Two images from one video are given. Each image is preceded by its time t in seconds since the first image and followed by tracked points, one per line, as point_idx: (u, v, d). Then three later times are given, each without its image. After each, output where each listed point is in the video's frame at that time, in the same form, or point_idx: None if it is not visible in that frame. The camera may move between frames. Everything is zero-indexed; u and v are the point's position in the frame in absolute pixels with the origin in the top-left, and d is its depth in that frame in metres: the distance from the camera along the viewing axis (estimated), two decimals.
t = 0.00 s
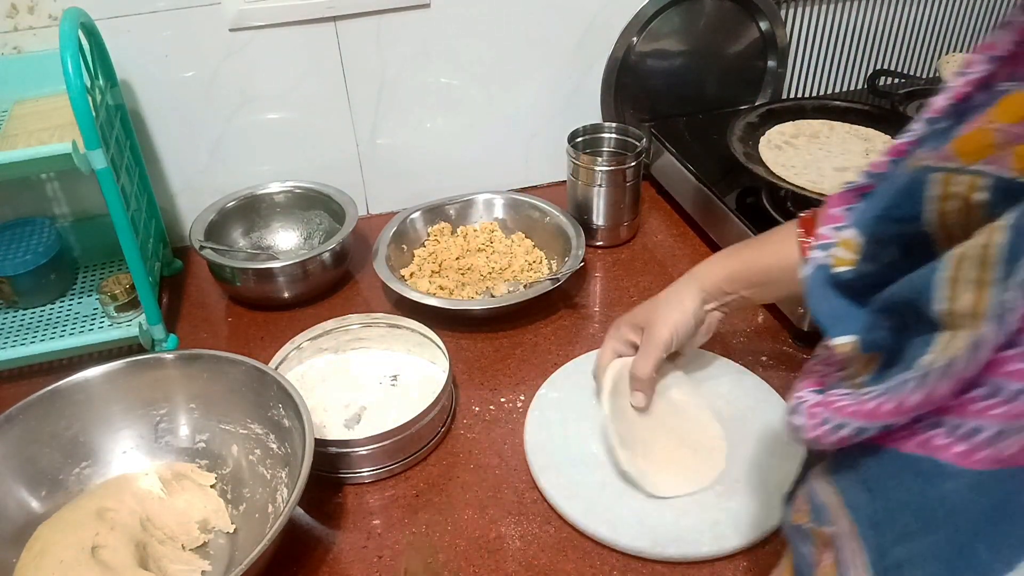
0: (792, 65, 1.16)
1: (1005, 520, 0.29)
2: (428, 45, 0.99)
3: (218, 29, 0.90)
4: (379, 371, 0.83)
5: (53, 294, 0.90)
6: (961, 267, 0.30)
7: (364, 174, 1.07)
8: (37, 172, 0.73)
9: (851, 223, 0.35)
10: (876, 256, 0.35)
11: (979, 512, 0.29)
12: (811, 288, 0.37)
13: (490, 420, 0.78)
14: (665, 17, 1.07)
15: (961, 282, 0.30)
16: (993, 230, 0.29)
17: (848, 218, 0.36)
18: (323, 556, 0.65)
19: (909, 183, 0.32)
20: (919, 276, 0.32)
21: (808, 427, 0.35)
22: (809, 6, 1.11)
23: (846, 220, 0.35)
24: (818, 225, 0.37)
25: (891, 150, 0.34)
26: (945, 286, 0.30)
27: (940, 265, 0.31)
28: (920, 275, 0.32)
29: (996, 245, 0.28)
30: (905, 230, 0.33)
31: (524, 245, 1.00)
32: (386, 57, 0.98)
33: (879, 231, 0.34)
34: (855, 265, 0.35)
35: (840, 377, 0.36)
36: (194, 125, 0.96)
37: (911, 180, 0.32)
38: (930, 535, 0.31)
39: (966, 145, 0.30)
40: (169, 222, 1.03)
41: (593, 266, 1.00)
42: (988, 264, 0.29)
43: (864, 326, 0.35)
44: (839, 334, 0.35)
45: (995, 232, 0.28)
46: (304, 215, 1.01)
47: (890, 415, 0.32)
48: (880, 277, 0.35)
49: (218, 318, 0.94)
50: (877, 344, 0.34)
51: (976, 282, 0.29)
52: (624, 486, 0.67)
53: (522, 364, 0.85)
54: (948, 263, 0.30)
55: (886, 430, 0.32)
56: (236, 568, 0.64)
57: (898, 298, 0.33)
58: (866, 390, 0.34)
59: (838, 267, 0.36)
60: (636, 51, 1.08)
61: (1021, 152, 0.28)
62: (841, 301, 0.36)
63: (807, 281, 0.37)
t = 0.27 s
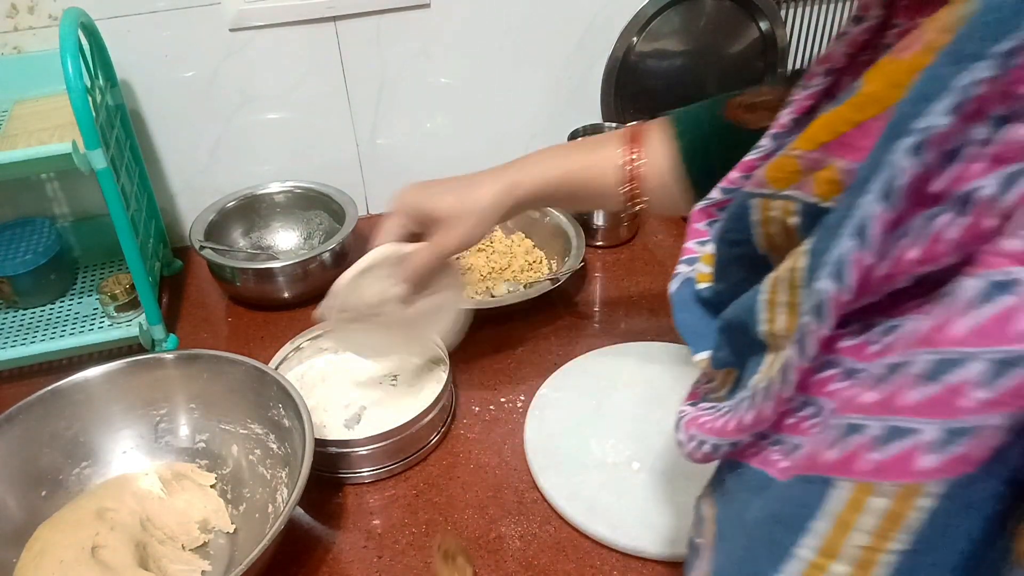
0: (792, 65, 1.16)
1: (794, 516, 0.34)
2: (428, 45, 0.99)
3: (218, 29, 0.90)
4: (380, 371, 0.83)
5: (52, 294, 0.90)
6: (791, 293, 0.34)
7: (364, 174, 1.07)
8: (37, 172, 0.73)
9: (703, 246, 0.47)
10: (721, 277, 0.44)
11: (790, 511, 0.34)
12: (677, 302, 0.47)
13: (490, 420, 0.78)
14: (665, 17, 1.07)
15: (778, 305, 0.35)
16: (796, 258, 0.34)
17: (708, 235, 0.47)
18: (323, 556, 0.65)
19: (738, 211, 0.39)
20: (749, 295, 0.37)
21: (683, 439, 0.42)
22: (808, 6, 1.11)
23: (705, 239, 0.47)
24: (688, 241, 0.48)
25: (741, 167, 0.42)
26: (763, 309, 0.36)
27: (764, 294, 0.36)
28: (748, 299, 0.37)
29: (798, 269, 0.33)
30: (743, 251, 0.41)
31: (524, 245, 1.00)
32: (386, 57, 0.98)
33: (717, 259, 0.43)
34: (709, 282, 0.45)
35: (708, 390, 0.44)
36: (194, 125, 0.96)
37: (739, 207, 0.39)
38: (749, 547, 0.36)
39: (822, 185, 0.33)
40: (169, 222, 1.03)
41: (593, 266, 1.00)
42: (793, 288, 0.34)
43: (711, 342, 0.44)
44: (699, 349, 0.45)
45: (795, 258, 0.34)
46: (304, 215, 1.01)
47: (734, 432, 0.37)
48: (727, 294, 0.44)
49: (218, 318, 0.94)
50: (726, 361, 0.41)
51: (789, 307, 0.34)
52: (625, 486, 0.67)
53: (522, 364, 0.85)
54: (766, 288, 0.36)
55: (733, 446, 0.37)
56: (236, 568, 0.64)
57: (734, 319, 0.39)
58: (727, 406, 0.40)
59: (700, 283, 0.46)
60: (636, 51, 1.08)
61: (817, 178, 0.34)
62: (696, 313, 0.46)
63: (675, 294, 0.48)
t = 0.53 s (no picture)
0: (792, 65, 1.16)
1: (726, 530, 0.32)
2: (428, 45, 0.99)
3: (219, 29, 0.90)
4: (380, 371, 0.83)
5: (53, 294, 0.90)
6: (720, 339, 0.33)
7: (364, 174, 1.07)
8: (37, 172, 0.73)
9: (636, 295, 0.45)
10: (658, 325, 0.41)
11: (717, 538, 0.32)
12: (617, 349, 0.45)
13: (490, 420, 0.78)
14: (665, 17, 1.07)
15: (717, 354, 0.33)
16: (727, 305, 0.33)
17: (641, 281, 0.45)
18: (324, 556, 0.65)
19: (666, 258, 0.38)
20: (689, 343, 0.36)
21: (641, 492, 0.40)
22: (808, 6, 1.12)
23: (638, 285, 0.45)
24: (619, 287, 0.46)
25: (669, 214, 0.42)
26: (705, 357, 0.34)
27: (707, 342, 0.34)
28: (687, 347, 0.36)
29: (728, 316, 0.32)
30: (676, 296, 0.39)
31: (524, 245, 1.00)
32: (386, 57, 0.98)
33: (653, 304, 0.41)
34: (646, 331, 0.42)
35: (657, 436, 0.42)
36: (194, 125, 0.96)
37: (670, 251, 0.38)
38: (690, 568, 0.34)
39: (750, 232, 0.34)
40: (169, 222, 1.03)
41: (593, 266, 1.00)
42: (729, 338, 0.32)
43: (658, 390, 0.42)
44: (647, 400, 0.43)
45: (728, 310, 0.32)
46: (304, 215, 1.01)
47: (689, 482, 0.35)
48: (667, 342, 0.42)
49: (218, 318, 0.94)
50: (673, 410, 0.38)
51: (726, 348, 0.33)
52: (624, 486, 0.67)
53: (522, 364, 0.85)
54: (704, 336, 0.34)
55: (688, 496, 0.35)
56: (236, 568, 0.64)
57: (676, 372, 0.37)
58: (679, 456, 0.38)
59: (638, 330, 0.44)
60: (636, 51, 1.08)
61: (743, 223, 0.33)
62: (636, 362, 0.44)
63: (613, 343, 0.45)
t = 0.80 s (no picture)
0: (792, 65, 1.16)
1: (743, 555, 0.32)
2: (428, 45, 0.99)
3: (218, 29, 0.90)
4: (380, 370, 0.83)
5: (53, 294, 0.90)
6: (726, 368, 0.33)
7: (364, 174, 1.07)
8: (37, 172, 0.73)
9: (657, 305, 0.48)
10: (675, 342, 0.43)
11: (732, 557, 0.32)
12: (638, 359, 0.47)
13: (490, 420, 0.78)
14: (665, 17, 1.07)
15: (726, 378, 0.34)
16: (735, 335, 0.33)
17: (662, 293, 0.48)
18: (323, 556, 0.65)
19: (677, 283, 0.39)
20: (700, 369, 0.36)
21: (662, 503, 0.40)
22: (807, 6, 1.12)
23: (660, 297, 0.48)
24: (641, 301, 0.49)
25: (687, 230, 0.46)
26: (714, 382, 0.35)
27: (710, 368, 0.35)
28: (700, 370, 0.36)
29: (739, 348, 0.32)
30: (689, 318, 0.40)
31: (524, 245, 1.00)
32: (386, 57, 0.98)
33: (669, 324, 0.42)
34: (667, 344, 0.44)
35: (678, 445, 0.42)
36: (194, 125, 0.96)
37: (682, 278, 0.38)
38: None
39: (755, 266, 0.34)
40: (169, 222, 1.03)
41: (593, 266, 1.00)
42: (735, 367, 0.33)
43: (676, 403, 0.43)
44: (667, 412, 0.44)
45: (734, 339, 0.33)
46: (304, 215, 1.01)
47: (705, 498, 0.35)
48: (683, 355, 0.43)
49: (219, 318, 0.94)
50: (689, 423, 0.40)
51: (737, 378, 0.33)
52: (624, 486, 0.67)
53: (522, 364, 0.85)
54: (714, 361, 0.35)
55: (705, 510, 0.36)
56: (236, 568, 0.64)
57: (690, 391, 0.38)
58: (697, 469, 0.38)
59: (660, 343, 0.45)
60: (636, 51, 1.08)
61: (751, 257, 0.34)
62: (659, 373, 0.45)
63: (636, 355, 0.47)
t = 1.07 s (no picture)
0: (792, 65, 1.16)
1: (872, 487, 0.28)
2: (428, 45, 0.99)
3: (218, 29, 0.90)
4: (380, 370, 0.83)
5: (53, 294, 0.90)
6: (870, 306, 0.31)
7: (364, 174, 1.07)
8: (37, 172, 0.73)
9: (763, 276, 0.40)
10: (790, 301, 0.39)
11: (852, 502, 0.29)
12: (739, 332, 0.41)
13: (490, 420, 0.78)
14: (665, 17, 1.07)
15: (856, 326, 0.32)
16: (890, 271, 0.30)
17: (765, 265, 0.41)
18: (323, 556, 0.65)
19: (807, 236, 0.36)
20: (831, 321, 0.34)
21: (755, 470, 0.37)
22: (808, 6, 1.12)
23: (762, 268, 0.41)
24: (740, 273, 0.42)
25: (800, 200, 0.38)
26: (844, 332, 0.33)
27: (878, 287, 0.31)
28: (826, 323, 0.34)
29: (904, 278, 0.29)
30: (811, 275, 0.37)
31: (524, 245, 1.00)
32: (385, 57, 0.98)
33: (781, 281, 0.39)
34: (773, 306, 0.40)
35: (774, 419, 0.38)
36: (194, 125, 0.96)
37: (812, 229, 0.36)
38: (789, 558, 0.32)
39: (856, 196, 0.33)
40: (169, 222, 1.03)
41: (593, 266, 1.00)
42: (878, 311, 0.31)
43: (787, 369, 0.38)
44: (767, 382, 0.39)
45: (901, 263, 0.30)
46: (304, 215, 1.01)
47: (822, 455, 0.32)
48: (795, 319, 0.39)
49: (219, 318, 0.94)
50: (802, 386, 0.37)
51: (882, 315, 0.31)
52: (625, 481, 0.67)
53: (522, 364, 0.85)
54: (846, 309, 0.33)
55: (815, 469, 0.32)
56: (236, 568, 0.64)
57: (815, 342, 0.35)
58: (802, 432, 0.35)
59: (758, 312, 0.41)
60: (636, 51, 1.08)
61: (901, 204, 0.30)
62: (763, 343, 0.40)
63: (732, 327, 0.42)
